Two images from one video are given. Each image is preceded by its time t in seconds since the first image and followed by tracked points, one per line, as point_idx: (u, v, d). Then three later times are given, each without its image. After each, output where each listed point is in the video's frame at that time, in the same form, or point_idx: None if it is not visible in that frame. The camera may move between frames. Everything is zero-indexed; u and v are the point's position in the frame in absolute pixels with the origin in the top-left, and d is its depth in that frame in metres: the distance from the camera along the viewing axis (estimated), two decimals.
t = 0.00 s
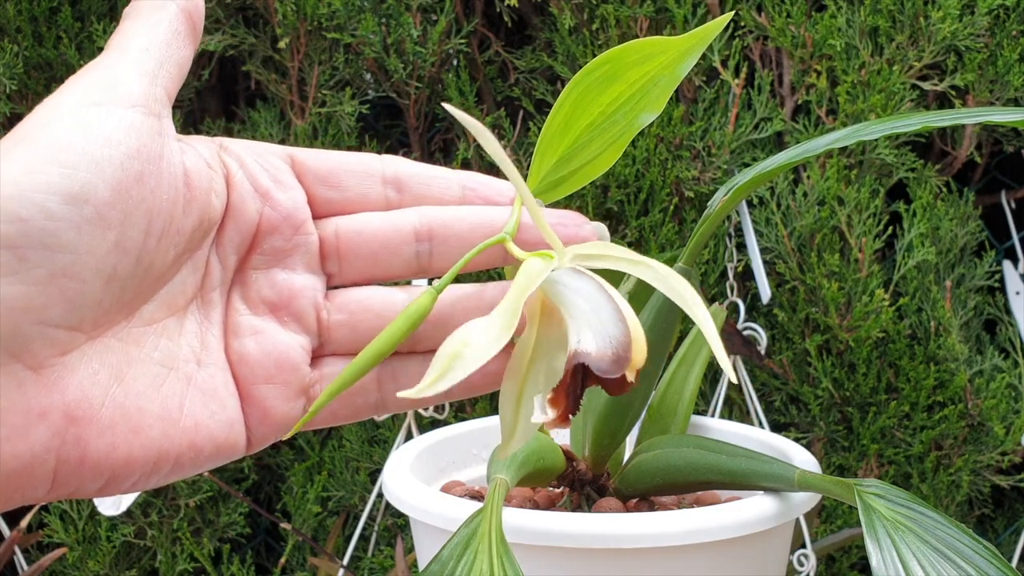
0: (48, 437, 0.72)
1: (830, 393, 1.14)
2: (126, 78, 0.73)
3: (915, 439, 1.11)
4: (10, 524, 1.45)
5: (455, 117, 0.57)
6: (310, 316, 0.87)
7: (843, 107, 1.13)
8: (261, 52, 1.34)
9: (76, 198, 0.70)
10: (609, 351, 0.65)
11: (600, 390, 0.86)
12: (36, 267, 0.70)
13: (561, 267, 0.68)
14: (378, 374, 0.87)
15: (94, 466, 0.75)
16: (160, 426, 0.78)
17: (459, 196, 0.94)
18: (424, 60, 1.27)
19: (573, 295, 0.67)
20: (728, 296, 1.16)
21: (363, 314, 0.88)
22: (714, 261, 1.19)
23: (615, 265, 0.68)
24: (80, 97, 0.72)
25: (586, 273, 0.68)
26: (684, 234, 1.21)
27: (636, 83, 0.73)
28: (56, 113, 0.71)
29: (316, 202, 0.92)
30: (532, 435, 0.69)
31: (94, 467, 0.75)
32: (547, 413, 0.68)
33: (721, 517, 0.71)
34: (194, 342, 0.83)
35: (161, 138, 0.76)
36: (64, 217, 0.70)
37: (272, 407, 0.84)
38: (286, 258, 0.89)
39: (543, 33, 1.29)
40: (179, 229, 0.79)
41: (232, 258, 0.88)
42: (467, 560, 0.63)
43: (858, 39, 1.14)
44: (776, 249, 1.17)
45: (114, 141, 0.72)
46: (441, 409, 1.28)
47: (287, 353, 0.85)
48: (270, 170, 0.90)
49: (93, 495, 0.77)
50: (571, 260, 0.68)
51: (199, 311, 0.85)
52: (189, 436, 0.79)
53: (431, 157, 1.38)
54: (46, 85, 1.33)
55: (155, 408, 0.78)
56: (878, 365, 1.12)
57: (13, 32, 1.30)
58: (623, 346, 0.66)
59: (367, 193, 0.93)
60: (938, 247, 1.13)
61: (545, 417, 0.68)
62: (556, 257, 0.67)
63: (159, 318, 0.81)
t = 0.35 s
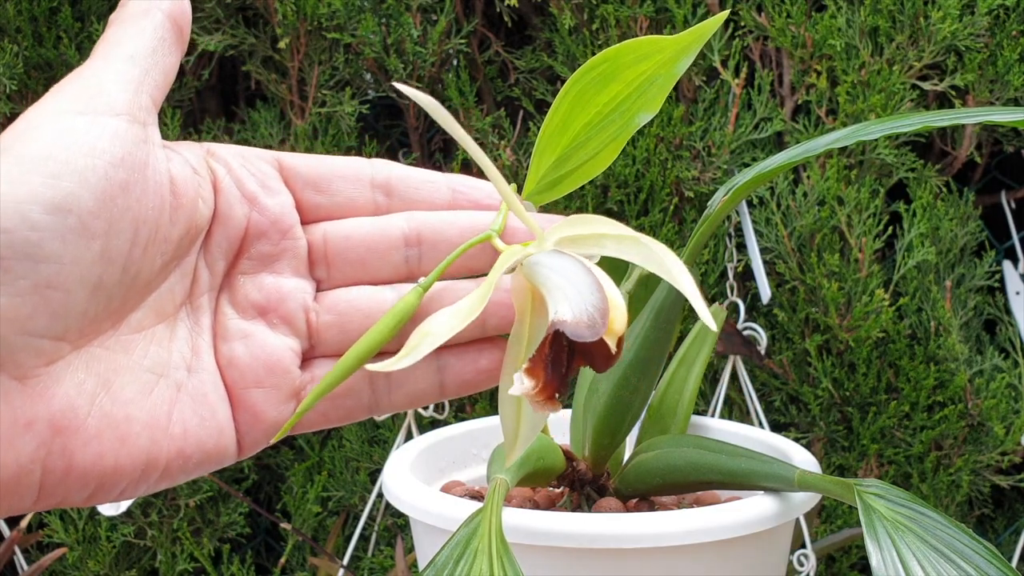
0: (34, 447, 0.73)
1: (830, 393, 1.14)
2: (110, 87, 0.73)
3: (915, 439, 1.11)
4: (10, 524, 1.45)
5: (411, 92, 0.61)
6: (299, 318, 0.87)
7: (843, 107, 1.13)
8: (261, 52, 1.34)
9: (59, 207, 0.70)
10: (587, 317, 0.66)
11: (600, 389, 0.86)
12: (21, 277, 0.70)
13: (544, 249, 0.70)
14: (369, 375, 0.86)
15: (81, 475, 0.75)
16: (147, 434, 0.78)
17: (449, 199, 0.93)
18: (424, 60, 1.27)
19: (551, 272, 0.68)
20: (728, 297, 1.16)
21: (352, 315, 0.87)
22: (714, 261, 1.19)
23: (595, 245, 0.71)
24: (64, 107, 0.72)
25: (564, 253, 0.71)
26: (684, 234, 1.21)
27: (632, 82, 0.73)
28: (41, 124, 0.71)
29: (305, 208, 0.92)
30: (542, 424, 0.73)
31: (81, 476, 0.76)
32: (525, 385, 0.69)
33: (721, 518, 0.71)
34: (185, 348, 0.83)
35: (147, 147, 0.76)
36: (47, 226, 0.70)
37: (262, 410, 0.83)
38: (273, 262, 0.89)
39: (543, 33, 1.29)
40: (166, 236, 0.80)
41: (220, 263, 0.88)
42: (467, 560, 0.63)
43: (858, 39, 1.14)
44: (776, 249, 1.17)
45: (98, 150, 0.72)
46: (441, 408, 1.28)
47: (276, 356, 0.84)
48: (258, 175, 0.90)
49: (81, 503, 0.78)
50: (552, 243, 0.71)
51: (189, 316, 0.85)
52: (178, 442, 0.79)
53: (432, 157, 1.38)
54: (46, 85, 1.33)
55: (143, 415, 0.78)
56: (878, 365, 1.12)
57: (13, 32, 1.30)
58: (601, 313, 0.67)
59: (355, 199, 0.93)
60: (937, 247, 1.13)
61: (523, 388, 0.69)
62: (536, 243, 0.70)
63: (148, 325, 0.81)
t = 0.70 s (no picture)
0: (34, 449, 0.72)
1: (830, 393, 1.14)
2: (108, 82, 0.72)
3: (915, 440, 1.11)
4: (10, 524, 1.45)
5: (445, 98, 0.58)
6: (309, 317, 0.88)
7: (843, 107, 1.13)
8: (261, 52, 1.34)
9: (56, 205, 0.70)
10: (609, 338, 0.67)
11: (600, 388, 0.87)
12: (16, 278, 0.70)
13: (561, 255, 0.70)
14: (379, 374, 0.87)
15: (84, 477, 0.75)
16: (152, 435, 0.78)
17: (452, 192, 0.95)
18: (424, 60, 1.27)
19: (572, 284, 0.69)
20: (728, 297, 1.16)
21: (363, 312, 0.90)
22: (714, 261, 1.19)
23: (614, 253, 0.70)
24: (61, 102, 0.71)
25: (584, 260, 0.70)
26: (684, 234, 1.21)
27: (635, 84, 0.73)
28: (37, 119, 0.70)
29: (312, 203, 0.92)
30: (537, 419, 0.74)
31: (84, 479, 0.75)
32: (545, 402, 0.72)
33: (721, 517, 0.71)
34: (188, 347, 0.83)
35: (145, 143, 0.75)
36: (43, 225, 0.69)
37: (272, 411, 0.84)
38: (281, 259, 0.89)
39: (543, 33, 1.29)
40: (166, 234, 0.79)
41: (226, 261, 0.87)
42: (467, 560, 0.63)
43: (858, 39, 1.14)
44: (776, 249, 1.17)
45: (96, 147, 0.71)
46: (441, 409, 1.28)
47: (286, 356, 0.86)
48: (263, 171, 0.89)
49: (85, 506, 0.77)
50: (568, 247, 0.70)
51: (193, 315, 0.85)
52: (183, 444, 0.80)
53: (431, 157, 1.38)
54: (46, 85, 1.33)
55: (146, 416, 0.78)
56: (878, 365, 1.12)
57: (13, 32, 1.30)
58: (622, 333, 0.67)
59: (362, 192, 0.93)
60: (938, 247, 1.13)
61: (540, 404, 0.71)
62: (554, 246, 0.70)
63: (150, 324, 0.81)
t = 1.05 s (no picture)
0: (15, 454, 0.73)
1: (830, 393, 1.14)
2: (85, 83, 0.72)
3: (915, 440, 1.11)
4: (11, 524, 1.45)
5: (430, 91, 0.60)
6: (295, 317, 0.87)
7: (843, 107, 1.13)
8: (261, 52, 1.34)
9: (32, 208, 0.70)
10: (593, 330, 0.68)
11: (600, 388, 0.86)
12: None
13: (545, 249, 0.71)
14: (366, 373, 0.87)
15: (67, 482, 0.75)
16: (135, 439, 0.77)
17: (437, 190, 0.95)
18: (424, 60, 1.27)
19: (558, 278, 0.70)
20: (728, 297, 1.16)
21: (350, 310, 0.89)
22: (714, 261, 1.19)
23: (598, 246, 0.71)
24: (38, 104, 0.71)
25: (569, 255, 0.71)
26: (684, 234, 1.21)
27: (631, 80, 0.73)
28: (14, 121, 0.71)
29: (297, 202, 0.92)
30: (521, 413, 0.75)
31: (66, 483, 0.75)
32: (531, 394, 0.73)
33: (721, 516, 0.71)
34: (173, 349, 0.83)
35: (125, 144, 0.75)
36: (20, 229, 0.70)
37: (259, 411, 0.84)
38: (266, 260, 0.89)
39: (543, 33, 1.29)
40: (147, 235, 0.79)
41: (210, 262, 0.87)
42: (467, 560, 0.63)
43: (858, 39, 1.14)
44: (776, 249, 1.17)
45: (72, 148, 0.71)
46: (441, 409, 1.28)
47: (273, 356, 0.85)
48: (245, 171, 0.89)
49: (68, 511, 0.77)
50: (554, 242, 0.72)
51: (178, 317, 0.85)
52: (168, 446, 0.79)
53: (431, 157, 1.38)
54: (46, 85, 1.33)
55: (130, 420, 0.77)
56: (878, 365, 1.12)
57: (13, 32, 1.30)
58: (608, 326, 0.69)
59: (346, 190, 0.94)
60: (938, 247, 1.13)
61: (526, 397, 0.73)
62: (539, 240, 0.71)
63: (133, 326, 0.81)
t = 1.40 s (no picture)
0: (15, 462, 0.73)
1: (830, 393, 1.14)
2: (84, 89, 0.73)
3: (915, 440, 1.11)
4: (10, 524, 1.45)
5: (433, 84, 0.60)
6: (296, 324, 0.87)
7: (843, 107, 1.13)
8: (261, 52, 1.34)
9: (30, 215, 0.71)
10: (590, 334, 0.67)
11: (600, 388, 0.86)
12: None
13: (545, 252, 0.71)
14: (365, 382, 0.86)
15: (66, 489, 0.75)
16: (134, 446, 0.77)
17: (441, 191, 0.94)
18: (424, 60, 1.27)
19: (558, 281, 0.70)
20: (728, 297, 1.16)
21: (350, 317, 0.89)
22: (714, 261, 1.19)
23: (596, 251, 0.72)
24: (36, 109, 0.72)
25: (569, 258, 0.71)
26: (684, 234, 1.21)
27: (636, 84, 0.73)
28: (14, 128, 0.71)
29: (299, 204, 0.92)
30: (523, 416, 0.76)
31: (66, 490, 0.75)
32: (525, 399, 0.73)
33: (721, 516, 0.71)
34: (171, 355, 0.83)
35: (123, 149, 0.75)
36: (18, 236, 0.70)
37: (258, 419, 0.84)
38: (267, 265, 0.89)
39: (543, 33, 1.29)
40: (147, 240, 0.79)
41: (211, 267, 0.87)
42: (467, 559, 0.63)
43: (858, 39, 1.14)
44: (776, 249, 1.17)
45: (70, 154, 0.72)
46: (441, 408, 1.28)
47: (272, 364, 0.85)
48: (247, 174, 0.89)
49: (67, 518, 0.77)
50: (555, 245, 0.72)
51: (178, 322, 0.85)
52: (167, 454, 0.79)
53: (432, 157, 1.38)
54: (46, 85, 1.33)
55: (129, 427, 0.78)
56: (878, 365, 1.12)
57: (13, 32, 1.29)
58: (605, 332, 0.67)
59: (348, 192, 0.93)
60: (938, 247, 1.13)
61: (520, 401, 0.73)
62: (540, 242, 0.72)
63: (133, 332, 0.81)
